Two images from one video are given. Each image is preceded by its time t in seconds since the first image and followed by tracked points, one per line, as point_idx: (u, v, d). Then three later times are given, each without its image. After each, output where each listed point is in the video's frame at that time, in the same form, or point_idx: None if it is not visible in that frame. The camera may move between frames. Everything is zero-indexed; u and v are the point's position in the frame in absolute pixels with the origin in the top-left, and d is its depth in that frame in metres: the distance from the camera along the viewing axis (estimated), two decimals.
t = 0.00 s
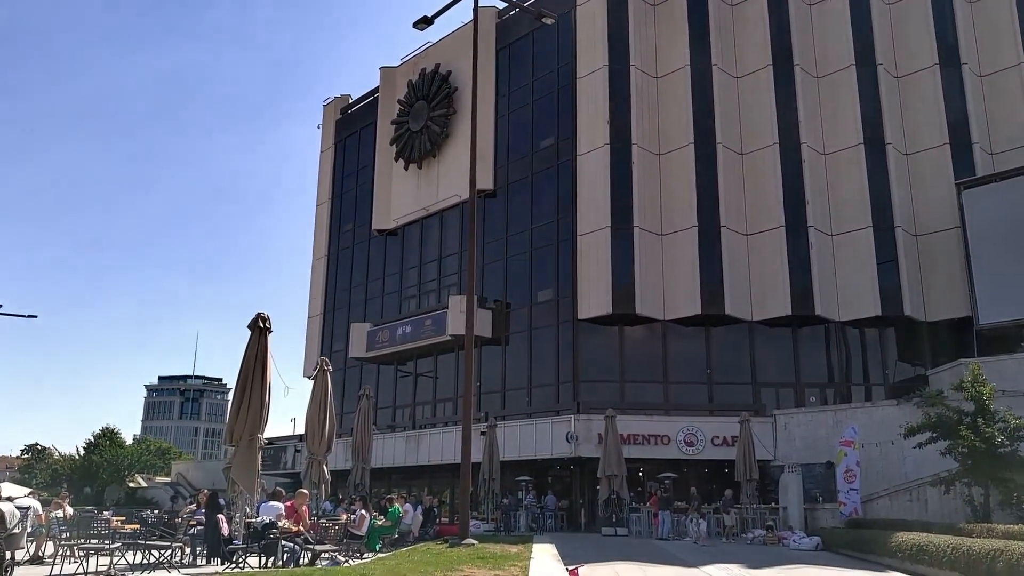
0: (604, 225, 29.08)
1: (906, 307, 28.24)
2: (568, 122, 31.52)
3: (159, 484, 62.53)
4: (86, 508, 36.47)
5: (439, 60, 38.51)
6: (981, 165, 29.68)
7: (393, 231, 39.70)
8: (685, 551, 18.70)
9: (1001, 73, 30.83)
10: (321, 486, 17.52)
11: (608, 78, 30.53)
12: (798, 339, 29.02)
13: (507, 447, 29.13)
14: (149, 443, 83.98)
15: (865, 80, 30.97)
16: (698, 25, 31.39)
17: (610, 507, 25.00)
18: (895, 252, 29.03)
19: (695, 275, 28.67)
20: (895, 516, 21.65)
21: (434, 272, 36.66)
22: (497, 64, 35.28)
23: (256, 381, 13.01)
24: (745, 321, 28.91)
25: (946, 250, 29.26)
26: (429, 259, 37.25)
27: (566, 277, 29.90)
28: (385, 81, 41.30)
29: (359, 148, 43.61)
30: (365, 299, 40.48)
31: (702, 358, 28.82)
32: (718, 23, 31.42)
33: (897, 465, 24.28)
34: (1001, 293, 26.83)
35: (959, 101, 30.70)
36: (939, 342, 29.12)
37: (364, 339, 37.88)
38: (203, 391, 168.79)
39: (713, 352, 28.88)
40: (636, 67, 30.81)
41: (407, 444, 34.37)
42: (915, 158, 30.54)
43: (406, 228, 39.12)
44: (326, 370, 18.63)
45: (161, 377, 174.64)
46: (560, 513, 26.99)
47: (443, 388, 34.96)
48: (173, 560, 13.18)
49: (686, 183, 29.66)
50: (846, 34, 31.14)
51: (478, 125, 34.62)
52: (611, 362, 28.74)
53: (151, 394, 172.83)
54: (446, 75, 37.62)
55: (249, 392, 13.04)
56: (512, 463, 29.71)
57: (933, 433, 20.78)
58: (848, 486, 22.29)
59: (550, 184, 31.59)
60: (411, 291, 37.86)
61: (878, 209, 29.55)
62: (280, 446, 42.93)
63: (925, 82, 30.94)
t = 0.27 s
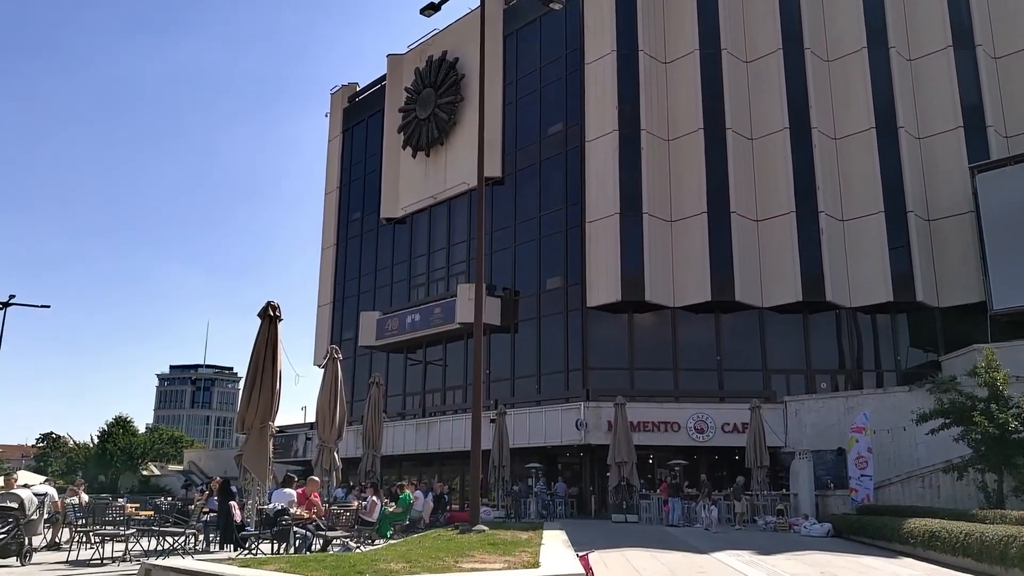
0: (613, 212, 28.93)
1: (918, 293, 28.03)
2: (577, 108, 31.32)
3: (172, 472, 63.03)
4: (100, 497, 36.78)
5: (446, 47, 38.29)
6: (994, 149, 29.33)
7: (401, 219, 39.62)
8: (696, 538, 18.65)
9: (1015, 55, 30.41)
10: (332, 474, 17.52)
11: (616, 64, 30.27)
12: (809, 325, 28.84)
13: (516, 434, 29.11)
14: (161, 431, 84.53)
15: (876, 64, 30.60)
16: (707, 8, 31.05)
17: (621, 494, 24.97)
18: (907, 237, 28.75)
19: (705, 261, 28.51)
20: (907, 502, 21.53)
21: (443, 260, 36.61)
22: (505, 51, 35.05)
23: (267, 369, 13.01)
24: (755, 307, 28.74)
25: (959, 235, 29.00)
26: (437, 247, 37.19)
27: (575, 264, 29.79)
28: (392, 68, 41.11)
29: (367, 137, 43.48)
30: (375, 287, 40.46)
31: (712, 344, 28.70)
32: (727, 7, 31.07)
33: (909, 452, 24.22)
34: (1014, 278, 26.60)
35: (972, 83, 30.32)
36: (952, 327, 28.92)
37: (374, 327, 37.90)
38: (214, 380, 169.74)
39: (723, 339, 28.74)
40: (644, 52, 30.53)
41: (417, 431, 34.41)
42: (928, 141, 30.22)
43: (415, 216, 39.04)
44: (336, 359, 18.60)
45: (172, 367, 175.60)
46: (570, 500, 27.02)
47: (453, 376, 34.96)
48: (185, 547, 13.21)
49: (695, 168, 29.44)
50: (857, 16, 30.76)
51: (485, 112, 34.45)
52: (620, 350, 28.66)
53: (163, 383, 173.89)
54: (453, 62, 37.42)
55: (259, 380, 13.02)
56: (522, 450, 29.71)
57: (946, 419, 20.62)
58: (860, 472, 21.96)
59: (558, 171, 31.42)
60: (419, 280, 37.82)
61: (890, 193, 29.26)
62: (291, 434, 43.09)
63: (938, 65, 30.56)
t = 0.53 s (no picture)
0: (626, 197, 28.83)
1: (934, 277, 27.81)
2: (588, 93, 31.15)
3: (190, 460, 63.66)
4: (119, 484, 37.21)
5: (457, 33, 38.15)
6: (1013, 131, 28.97)
7: (413, 207, 39.63)
8: (709, 523, 18.66)
9: None
10: (347, 461, 17.62)
11: (628, 48, 30.08)
12: (823, 310, 28.69)
13: (529, 421, 29.16)
14: (178, 419, 85.31)
15: (892, 45, 30.23)
16: None
17: (634, 480, 25.01)
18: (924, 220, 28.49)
19: (719, 247, 28.39)
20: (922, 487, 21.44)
21: (455, 248, 36.62)
22: (516, 36, 34.88)
23: (281, 357, 13.09)
24: (769, 292, 28.61)
25: (976, 218, 28.73)
26: (449, 234, 37.19)
27: (587, 251, 29.73)
28: (403, 55, 41.03)
29: (378, 125, 43.46)
30: (387, 275, 40.53)
31: (725, 330, 28.61)
32: None
33: (924, 436, 24.09)
34: None
35: (990, 64, 29.93)
36: (968, 311, 28.69)
37: (387, 315, 38.01)
38: (229, 368, 170.96)
39: (737, 324, 28.65)
40: (657, 36, 30.30)
41: (431, 418, 34.54)
42: (944, 124, 29.88)
43: (427, 204, 39.05)
44: (350, 347, 18.66)
45: (188, 355, 176.92)
46: (584, 486, 27.10)
47: (466, 363, 35.03)
48: (203, 532, 13.35)
49: (708, 153, 29.26)
50: None
51: (496, 99, 34.36)
52: (633, 336, 28.63)
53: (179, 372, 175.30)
54: (464, 48, 37.31)
55: (274, 368, 13.10)
56: (535, 437, 29.79)
57: (961, 404, 20.51)
58: (874, 458, 21.99)
59: (570, 157, 31.30)
60: (432, 267, 37.85)
61: (906, 176, 28.99)
62: (306, 422, 43.37)
63: (955, 46, 30.17)
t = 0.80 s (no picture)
0: (638, 184, 28.69)
1: (951, 262, 27.55)
2: (600, 80, 30.96)
3: (206, 447, 64.29)
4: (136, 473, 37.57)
5: (468, 21, 37.98)
6: None
7: (425, 195, 39.61)
8: (722, 509, 18.62)
9: None
10: (362, 448, 17.69)
11: (640, 34, 29.85)
12: (838, 297, 28.50)
13: (542, 408, 29.17)
14: (194, 408, 86.08)
15: (908, 28, 29.85)
16: None
17: (647, 467, 25.00)
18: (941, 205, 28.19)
19: (733, 233, 28.23)
20: (938, 474, 21.34)
21: (467, 236, 36.59)
22: (527, 23, 34.69)
23: (295, 345, 13.14)
24: (783, 279, 28.44)
25: (994, 202, 28.42)
26: (461, 223, 37.16)
27: (600, 238, 29.63)
28: (414, 43, 40.90)
29: (390, 113, 43.40)
30: (400, 264, 40.56)
31: (739, 317, 28.47)
32: None
33: (941, 423, 23.97)
34: None
35: (1009, 46, 29.49)
36: (985, 297, 28.42)
37: (400, 304, 38.09)
38: (244, 357, 172.09)
39: (750, 311, 28.51)
40: (669, 22, 30.05)
41: (444, 406, 34.64)
42: (962, 107, 29.53)
43: (439, 192, 39.02)
44: (363, 335, 18.69)
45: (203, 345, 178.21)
46: (597, 473, 27.13)
47: (478, 351, 35.07)
48: (219, 519, 13.46)
49: (722, 138, 29.05)
50: None
51: (508, 86, 34.22)
52: (647, 323, 28.55)
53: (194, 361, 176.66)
54: (475, 36, 37.15)
55: (287, 358, 13.14)
56: (548, 425, 29.82)
57: (977, 390, 20.37)
58: (889, 445, 21.86)
59: (582, 144, 31.16)
60: (444, 256, 37.85)
61: (923, 161, 28.68)
62: (321, 410, 43.61)
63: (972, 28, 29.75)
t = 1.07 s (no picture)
0: (652, 170, 28.53)
1: (969, 248, 27.26)
2: (614, 65, 30.75)
3: (222, 435, 64.80)
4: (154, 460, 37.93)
5: (480, 7, 37.80)
6: None
7: (438, 184, 39.57)
8: (737, 497, 18.56)
9: None
10: (376, 436, 17.74)
11: (654, 19, 29.60)
12: (854, 283, 28.27)
13: (556, 396, 29.17)
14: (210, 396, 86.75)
15: (926, 10, 29.44)
16: None
17: (661, 454, 24.97)
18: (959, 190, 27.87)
19: (747, 219, 28.04)
20: (955, 461, 21.20)
21: (480, 224, 36.54)
22: (540, 9, 34.47)
23: (309, 334, 13.16)
24: (798, 265, 28.24)
25: (1013, 187, 28.09)
26: (474, 211, 37.11)
27: (613, 226, 29.51)
28: (426, 30, 40.76)
29: (402, 101, 43.31)
30: (413, 252, 40.57)
31: (754, 304, 28.30)
32: None
33: (958, 410, 23.78)
34: None
35: None
36: (1004, 283, 28.12)
37: (413, 292, 38.14)
38: (259, 346, 173.16)
39: (765, 298, 28.33)
40: (683, 6, 29.76)
41: (458, 394, 34.71)
42: (981, 90, 29.16)
43: (452, 180, 38.97)
44: (377, 323, 18.71)
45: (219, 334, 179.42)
46: (611, 461, 27.14)
47: (492, 339, 35.08)
48: (236, 506, 13.56)
49: (736, 124, 28.81)
50: None
51: (521, 73, 34.06)
52: (661, 310, 28.45)
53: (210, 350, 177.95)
54: (488, 22, 36.97)
55: (301, 347, 13.17)
56: (562, 412, 29.83)
57: (995, 376, 20.18)
58: (906, 432, 21.78)
59: (595, 130, 31.00)
60: (457, 244, 37.82)
61: (941, 145, 28.35)
62: (336, 398, 43.84)
63: (992, 9, 29.32)
